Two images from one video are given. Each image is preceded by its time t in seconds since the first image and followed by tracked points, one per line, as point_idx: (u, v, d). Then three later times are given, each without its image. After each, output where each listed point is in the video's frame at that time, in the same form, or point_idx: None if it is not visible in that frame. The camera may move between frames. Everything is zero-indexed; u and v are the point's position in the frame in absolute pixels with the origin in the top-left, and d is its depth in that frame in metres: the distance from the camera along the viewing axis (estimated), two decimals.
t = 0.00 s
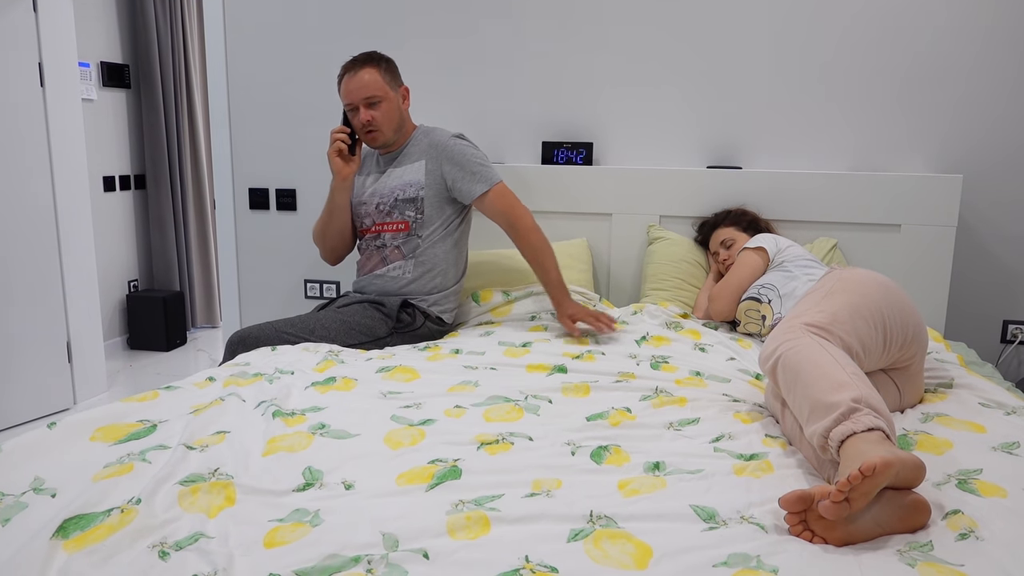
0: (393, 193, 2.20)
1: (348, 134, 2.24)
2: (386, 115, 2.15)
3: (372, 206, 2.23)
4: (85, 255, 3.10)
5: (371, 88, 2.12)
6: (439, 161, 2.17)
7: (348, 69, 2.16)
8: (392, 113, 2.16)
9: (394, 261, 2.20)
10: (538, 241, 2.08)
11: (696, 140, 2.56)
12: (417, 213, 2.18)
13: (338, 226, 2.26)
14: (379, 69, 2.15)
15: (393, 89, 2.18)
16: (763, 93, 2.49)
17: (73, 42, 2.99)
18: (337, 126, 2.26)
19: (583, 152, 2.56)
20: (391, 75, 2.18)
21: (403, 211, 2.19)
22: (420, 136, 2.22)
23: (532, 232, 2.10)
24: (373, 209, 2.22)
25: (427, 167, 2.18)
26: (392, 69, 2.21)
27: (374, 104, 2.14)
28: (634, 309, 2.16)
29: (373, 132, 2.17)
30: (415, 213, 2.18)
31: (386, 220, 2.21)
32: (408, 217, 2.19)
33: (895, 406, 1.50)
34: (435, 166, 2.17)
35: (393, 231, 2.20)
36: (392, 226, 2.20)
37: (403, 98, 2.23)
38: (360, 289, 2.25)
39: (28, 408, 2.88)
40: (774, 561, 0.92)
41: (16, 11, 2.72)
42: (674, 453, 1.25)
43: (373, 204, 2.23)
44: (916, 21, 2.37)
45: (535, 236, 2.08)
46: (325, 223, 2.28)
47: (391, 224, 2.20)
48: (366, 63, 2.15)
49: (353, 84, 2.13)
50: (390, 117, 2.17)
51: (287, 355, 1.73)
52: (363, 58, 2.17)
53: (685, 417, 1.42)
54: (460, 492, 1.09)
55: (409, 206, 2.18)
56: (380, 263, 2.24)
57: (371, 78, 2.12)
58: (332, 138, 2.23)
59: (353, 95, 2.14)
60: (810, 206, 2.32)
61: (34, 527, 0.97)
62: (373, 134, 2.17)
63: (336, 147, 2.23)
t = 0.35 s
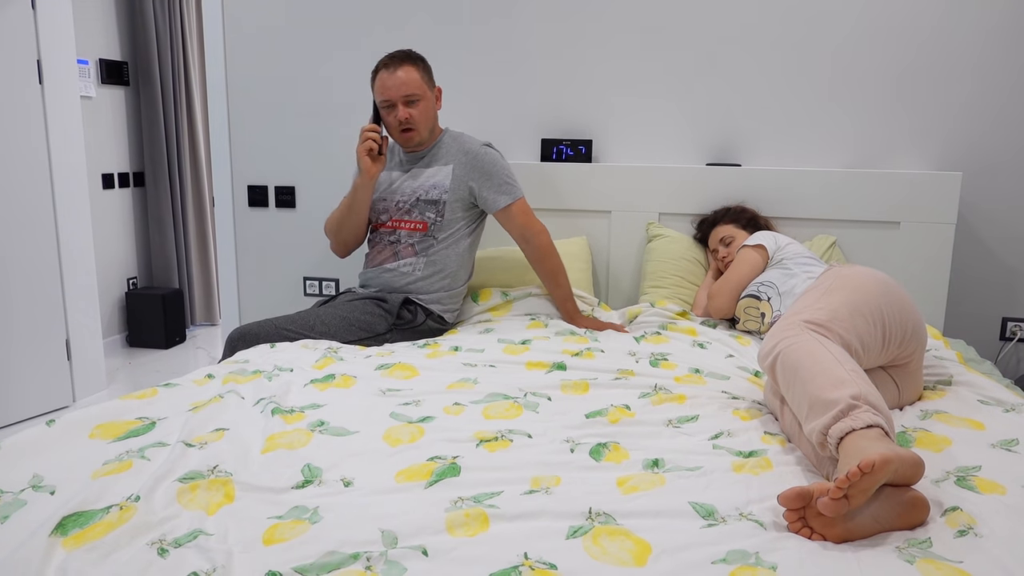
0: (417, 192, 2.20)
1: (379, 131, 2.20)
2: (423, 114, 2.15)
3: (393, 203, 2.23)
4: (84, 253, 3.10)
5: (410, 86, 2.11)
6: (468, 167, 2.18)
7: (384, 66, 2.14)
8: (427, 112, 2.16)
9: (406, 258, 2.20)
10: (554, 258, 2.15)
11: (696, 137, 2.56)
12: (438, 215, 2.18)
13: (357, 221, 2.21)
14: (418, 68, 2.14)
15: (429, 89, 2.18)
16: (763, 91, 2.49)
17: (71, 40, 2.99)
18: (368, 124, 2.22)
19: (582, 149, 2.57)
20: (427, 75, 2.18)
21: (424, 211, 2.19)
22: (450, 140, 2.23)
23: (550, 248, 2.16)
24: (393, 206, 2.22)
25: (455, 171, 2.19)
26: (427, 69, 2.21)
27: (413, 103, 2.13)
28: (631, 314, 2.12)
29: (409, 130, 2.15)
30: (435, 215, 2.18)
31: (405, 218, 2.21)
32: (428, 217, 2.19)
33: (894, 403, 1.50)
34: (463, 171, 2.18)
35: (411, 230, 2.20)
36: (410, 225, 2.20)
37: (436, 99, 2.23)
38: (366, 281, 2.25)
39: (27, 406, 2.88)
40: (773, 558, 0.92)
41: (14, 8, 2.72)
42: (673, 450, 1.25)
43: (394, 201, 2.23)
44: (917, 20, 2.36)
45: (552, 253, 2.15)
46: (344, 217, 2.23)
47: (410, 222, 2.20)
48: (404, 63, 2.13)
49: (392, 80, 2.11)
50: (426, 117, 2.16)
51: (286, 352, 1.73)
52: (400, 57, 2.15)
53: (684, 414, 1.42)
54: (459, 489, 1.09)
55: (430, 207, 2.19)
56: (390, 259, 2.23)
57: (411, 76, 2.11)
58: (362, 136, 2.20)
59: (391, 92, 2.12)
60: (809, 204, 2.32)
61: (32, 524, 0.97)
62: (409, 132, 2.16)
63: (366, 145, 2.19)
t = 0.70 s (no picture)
0: (439, 189, 2.21)
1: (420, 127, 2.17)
2: (468, 118, 2.17)
3: (414, 198, 2.24)
4: (82, 249, 3.09)
5: (462, 90, 2.12)
6: (492, 169, 2.19)
7: (436, 64, 2.13)
8: (471, 118, 2.18)
9: (421, 253, 2.21)
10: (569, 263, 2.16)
11: (694, 134, 2.56)
12: (457, 214, 2.19)
13: (382, 212, 2.19)
14: (469, 73, 2.15)
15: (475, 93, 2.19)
16: (763, 88, 2.49)
17: (69, 35, 2.98)
18: (407, 119, 2.18)
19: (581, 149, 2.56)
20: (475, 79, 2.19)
21: (443, 209, 2.20)
22: (478, 142, 2.23)
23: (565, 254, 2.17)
24: (413, 200, 2.24)
25: (478, 172, 2.19)
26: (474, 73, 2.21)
27: (460, 107, 2.14)
28: (631, 315, 2.12)
29: (451, 132, 2.16)
30: (455, 214, 2.19)
31: (425, 213, 2.22)
32: (447, 216, 2.20)
33: (892, 400, 1.50)
34: (487, 173, 2.19)
35: (429, 226, 2.21)
36: (429, 221, 2.21)
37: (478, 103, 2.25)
38: (377, 272, 2.26)
39: (25, 402, 2.88)
40: (771, 554, 0.92)
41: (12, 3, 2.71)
42: (672, 446, 1.25)
43: (417, 196, 2.24)
44: (916, 18, 2.36)
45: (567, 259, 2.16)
46: (366, 206, 2.19)
47: (429, 219, 2.21)
48: (456, 65, 2.14)
49: (444, 81, 2.11)
50: (469, 122, 2.18)
51: (284, 348, 1.73)
52: (452, 57, 2.15)
53: (682, 410, 1.42)
54: (458, 485, 1.09)
55: (451, 205, 2.20)
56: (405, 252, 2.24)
57: (463, 80, 2.12)
58: (405, 130, 2.15)
59: (441, 92, 2.11)
60: (808, 201, 2.33)
61: (30, 519, 0.97)
62: (450, 134, 2.17)
63: (407, 140, 2.15)
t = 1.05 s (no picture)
0: (438, 184, 2.21)
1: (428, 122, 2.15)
2: (474, 116, 2.17)
3: (413, 193, 2.24)
4: (80, 244, 3.09)
5: (471, 88, 2.12)
6: (492, 166, 2.19)
7: (446, 60, 2.12)
8: (477, 115, 2.19)
9: (419, 248, 2.21)
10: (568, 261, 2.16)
11: (693, 130, 2.55)
12: (456, 210, 2.19)
13: (383, 206, 2.19)
14: (477, 71, 2.15)
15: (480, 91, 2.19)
16: (761, 85, 2.49)
17: (67, 29, 2.97)
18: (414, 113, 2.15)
19: (582, 141, 2.56)
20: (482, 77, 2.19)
21: (443, 204, 2.20)
22: (479, 139, 2.23)
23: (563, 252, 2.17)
24: (412, 195, 2.23)
25: (478, 169, 2.19)
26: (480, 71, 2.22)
27: (468, 104, 2.15)
28: (630, 312, 2.13)
29: (457, 129, 2.16)
30: (453, 210, 2.19)
31: (424, 208, 2.22)
32: (446, 211, 2.19)
33: (889, 397, 1.50)
34: (487, 170, 2.19)
35: (427, 221, 2.21)
36: (427, 216, 2.21)
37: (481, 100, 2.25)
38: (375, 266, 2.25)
39: (23, 398, 2.88)
40: (768, 550, 0.92)
41: None
42: (669, 442, 1.25)
43: (416, 190, 2.24)
44: (917, 14, 2.36)
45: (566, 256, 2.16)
46: (367, 200, 2.19)
47: (427, 214, 2.21)
48: (465, 62, 2.14)
49: (454, 79, 2.11)
50: (474, 119, 2.19)
51: (282, 345, 1.72)
52: (461, 54, 2.15)
53: (680, 407, 1.42)
54: (455, 481, 1.09)
55: (450, 201, 2.20)
56: (403, 246, 2.24)
57: (473, 79, 2.13)
58: (413, 124, 2.12)
59: (452, 90, 2.11)
60: (806, 198, 2.32)
61: (28, 515, 0.97)
62: (455, 130, 2.17)
63: (415, 134, 2.13)
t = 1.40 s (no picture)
0: (433, 182, 2.22)
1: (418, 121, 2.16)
2: (463, 112, 2.17)
3: (409, 191, 2.24)
4: (78, 242, 3.08)
5: (457, 84, 2.13)
6: (486, 163, 2.18)
7: (432, 58, 2.14)
8: (466, 112, 2.19)
9: (416, 246, 2.21)
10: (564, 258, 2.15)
11: (691, 129, 2.55)
12: (451, 207, 2.19)
13: (378, 206, 2.19)
14: (465, 67, 2.16)
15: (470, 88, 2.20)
16: (759, 83, 2.49)
17: (64, 26, 2.96)
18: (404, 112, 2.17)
19: (577, 141, 2.57)
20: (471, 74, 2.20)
21: (438, 202, 2.20)
22: (472, 136, 2.23)
23: (560, 249, 2.17)
24: (408, 193, 2.24)
25: (472, 166, 2.19)
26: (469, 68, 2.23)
27: (456, 100, 2.15)
28: (628, 310, 2.14)
29: (447, 126, 2.16)
30: (449, 207, 2.19)
31: (419, 206, 2.22)
32: (441, 208, 2.20)
33: (887, 395, 1.50)
34: (481, 167, 2.19)
35: (423, 219, 2.21)
36: (423, 214, 2.21)
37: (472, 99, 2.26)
38: (373, 264, 2.25)
39: (21, 396, 2.87)
40: (765, 548, 0.92)
41: None
42: (667, 441, 1.25)
43: (411, 189, 2.24)
44: (915, 13, 2.36)
45: (562, 253, 2.16)
46: (363, 200, 2.20)
47: (423, 211, 2.21)
48: (452, 59, 2.15)
49: (440, 75, 2.12)
50: (464, 116, 2.19)
51: (279, 343, 1.72)
52: (448, 52, 2.17)
53: (677, 405, 1.42)
54: (453, 480, 1.09)
55: (445, 198, 2.20)
56: (400, 244, 2.24)
57: (459, 75, 2.14)
58: (402, 122, 2.14)
59: (438, 86, 2.13)
60: (804, 196, 2.33)
61: (25, 513, 0.97)
62: (445, 127, 2.16)
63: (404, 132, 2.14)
